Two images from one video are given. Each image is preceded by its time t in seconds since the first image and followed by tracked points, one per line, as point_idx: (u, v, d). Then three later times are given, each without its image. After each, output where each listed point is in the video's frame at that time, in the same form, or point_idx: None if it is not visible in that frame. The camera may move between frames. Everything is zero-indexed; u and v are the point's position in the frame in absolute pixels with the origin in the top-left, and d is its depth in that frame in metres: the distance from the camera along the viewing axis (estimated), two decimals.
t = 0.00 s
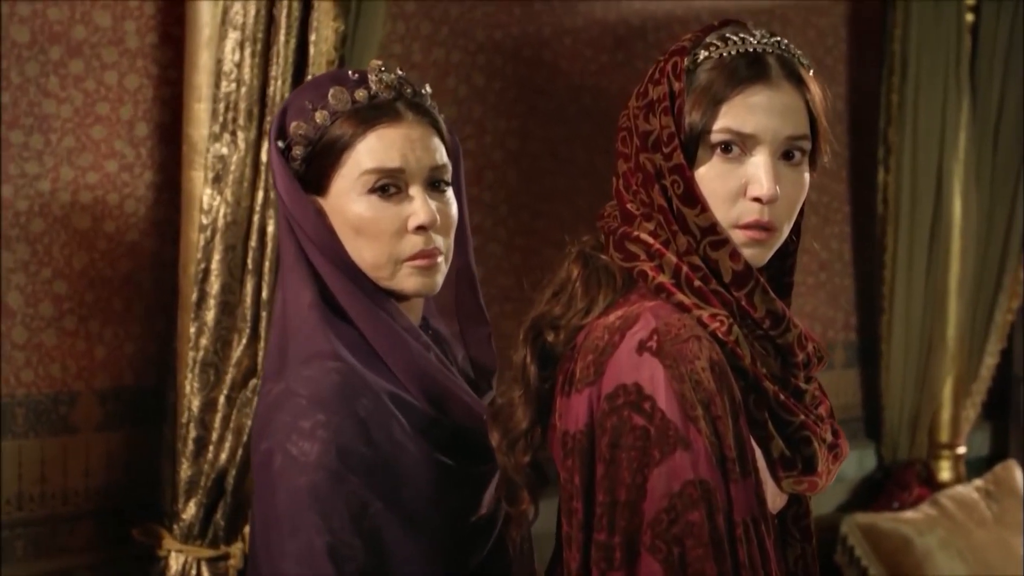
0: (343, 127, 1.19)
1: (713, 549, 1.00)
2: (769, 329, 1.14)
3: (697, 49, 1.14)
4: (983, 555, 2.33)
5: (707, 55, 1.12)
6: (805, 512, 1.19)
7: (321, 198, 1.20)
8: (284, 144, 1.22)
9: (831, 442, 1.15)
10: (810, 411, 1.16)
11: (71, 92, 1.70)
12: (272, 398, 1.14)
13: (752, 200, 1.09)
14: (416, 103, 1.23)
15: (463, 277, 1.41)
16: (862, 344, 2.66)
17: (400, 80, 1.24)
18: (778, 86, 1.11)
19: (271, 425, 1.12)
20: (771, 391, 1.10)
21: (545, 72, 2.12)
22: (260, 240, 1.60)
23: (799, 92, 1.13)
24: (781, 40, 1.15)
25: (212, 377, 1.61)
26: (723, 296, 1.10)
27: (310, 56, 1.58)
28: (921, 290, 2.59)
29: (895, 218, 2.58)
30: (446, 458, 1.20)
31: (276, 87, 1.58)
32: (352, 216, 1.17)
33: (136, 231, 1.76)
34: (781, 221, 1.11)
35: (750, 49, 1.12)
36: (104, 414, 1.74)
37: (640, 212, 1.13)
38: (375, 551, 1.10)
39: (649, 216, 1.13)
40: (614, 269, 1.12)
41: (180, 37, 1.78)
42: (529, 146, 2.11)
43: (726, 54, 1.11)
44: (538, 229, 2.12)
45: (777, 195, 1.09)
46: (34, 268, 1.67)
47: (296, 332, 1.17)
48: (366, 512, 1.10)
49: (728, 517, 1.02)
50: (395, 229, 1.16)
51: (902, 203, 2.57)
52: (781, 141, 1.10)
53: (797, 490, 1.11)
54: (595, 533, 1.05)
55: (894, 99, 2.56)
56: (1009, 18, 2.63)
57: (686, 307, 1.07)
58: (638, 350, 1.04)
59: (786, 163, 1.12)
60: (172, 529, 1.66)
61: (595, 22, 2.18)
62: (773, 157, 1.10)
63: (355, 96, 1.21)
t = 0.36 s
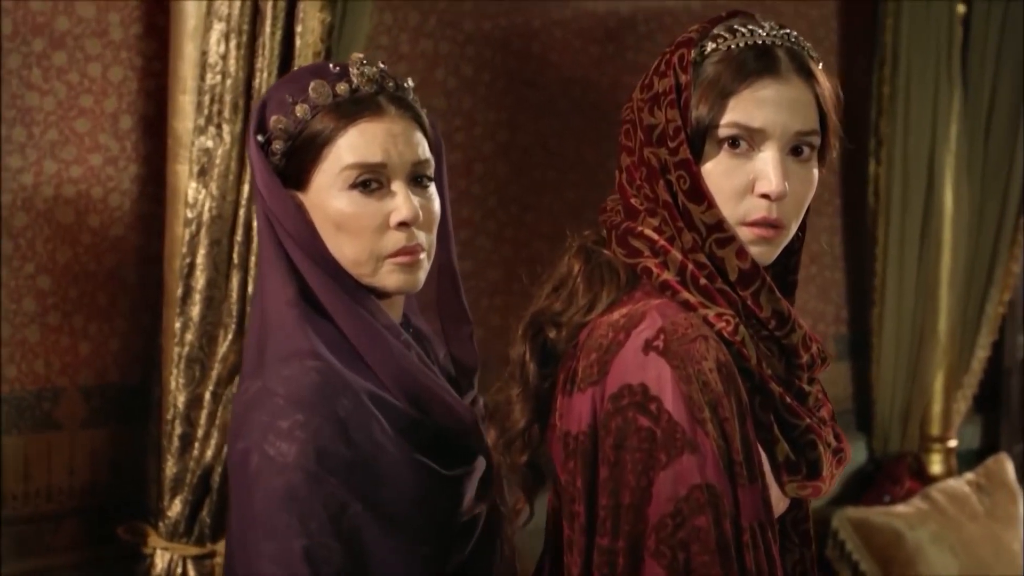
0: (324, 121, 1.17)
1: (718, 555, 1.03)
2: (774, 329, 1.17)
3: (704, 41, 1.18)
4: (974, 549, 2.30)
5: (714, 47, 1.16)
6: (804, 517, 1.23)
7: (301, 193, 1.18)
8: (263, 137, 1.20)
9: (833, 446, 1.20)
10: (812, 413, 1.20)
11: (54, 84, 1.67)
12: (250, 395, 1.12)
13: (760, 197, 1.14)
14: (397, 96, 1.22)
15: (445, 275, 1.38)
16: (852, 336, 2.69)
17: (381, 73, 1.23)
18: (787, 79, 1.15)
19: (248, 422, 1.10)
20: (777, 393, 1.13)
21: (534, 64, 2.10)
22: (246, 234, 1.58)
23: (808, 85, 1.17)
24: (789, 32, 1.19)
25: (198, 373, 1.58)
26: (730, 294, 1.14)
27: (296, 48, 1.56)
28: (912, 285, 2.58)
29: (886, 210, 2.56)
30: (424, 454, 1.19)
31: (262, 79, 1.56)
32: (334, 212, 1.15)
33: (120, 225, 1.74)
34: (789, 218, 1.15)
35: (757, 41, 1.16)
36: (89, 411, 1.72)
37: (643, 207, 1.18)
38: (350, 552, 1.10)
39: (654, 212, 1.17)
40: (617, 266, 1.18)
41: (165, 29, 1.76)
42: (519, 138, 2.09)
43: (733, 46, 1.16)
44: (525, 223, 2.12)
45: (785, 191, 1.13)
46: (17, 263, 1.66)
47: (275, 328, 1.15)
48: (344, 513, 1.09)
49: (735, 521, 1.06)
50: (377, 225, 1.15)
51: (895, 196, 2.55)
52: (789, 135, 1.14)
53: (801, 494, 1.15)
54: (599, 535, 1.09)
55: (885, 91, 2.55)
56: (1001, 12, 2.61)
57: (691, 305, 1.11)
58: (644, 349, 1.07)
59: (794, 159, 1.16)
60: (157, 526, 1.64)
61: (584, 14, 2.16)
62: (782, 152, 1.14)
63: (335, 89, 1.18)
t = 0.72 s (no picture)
0: (301, 114, 1.16)
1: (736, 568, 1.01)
2: (790, 332, 1.16)
3: (725, 33, 1.13)
4: (964, 544, 2.22)
5: (735, 41, 1.12)
6: (813, 524, 1.23)
7: (279, 188, 1.17)
8: (240, 130, 1.18)
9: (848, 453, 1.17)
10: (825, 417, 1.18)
11: (34, 76, 1.66)
12: (223, 393, 1.11)
13: (780, 198, 1.10)
14: (377, 90, 1.20)
15: (424, 271, 1.37)
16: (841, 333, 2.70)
17: (361, 67, 1.21)
18: (811, 76, 1.11)
19: (219, 420, 1.09)
20: (793, 400, 1.11)
21: (521, 56, 2.08)
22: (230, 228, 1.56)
23: (831, 82, 1.12)
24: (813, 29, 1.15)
25: (180, 369, 1.57)
26: (745, 296, 1.12)
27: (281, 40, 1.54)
28: (901, 282, 2.55)
29: (874, 204, 2.56)
30: (405, 456, 1.17)
31: (245, 70, 1.54)
32: (312, 207, 1.13)
33: (103, 219, 1.71)
34: (808, 219, 1.11)
35: (782, 36, 1.12)
36: (71, 407, 1.70)
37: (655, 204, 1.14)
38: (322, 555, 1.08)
39: (668, 210, 1.13)
40: (630, 264, 1.14)
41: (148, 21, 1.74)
42: (506, 130, 2.08)
43: (755, 41, 1.11)
44: (516, 217, 2.11)
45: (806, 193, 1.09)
46: None
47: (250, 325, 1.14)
48: (315, 514, 1.07)
49: (752, 534, 1.04)
50: (355, 220, 1.13)
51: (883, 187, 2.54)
52: (811, 135, 1.10)
53: (814, 502, 1.13)
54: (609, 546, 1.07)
55: (875, 83, 2.56)
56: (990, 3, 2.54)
57: (707, 308, 1.07)
58: (660, 354, 1.05)
59: (815, 161, 1.12)
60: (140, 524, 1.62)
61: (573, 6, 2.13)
62: (804, 153, 1.10)
63: (314, 82, 1.17)
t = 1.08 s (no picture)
0: (281, 107, 1.07)
1: None
2: (825, 340, 1.05)
3: (762, 25, 1.03)
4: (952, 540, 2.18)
5: (771, 34, 1.02)
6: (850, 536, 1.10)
7: (257, 182, 1.07)
8: (217, 123, 1.09)
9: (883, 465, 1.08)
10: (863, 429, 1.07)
11: (16, 66, 1.63)
12: (187, 390, 1.01)
13: (814, 204, 1.00)
14: (361, 83, 1.11)
15: (405, 270, 1.28)
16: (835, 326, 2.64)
17: (344, 58, 1.12)
18: (852, 75, 1.00)
19: (183, 417, 0.99)
20: (826, 409, 1.02)
21: (511, 48, 2.06)
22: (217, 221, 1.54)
23: (873, 79, 1.02)
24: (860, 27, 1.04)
25: (165, 364, 1.54)
26: (777, 302, 1.01)
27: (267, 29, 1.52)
28: (891, 281, 2.53)
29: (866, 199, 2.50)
30: (379, 462, 1.08)
31: (231, 60, 1.52)
32: (291, 202, 1.04)
33: (85, 211, 1.69)
34: (844, 226, 1.01)
35: (825, 30, 1.02)
36: (54, 401, 1.68)
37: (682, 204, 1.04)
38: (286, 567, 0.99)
39: (696, 211, 1.03)
40: (655, 268, 1.03)
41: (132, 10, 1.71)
42: (494, 123, 2.06)
43: (792, 34, 1.01)
44: (506, 211, 2.09)
45: (843, 199, 1.00)
46: None
47: (220, 317, 1.04)
48: (281, 520, 0.98)
49: (782, 558, 0.92)
50: (336, 215, 1.04)
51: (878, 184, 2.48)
52: (852, 138, 1.00)
53: (849, 518, 1.04)
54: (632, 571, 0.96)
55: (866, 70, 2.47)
56: None
57: (738, 315, 0.97)
58: (687, 365, 0.94)
59: (854, 165, 1.02)
60: (124, 521, 1.60)
61: None
62: (842, 157, 1.00)
63: (295, 75, 1.08)
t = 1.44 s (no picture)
0: (254, 96, 1.09)
1: None
2: (888, 347, 1.14)
3: (825, 13, 1.10)
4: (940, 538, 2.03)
5: (837, 23, 1.08)
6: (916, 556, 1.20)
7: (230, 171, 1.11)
8: (191, 112, 1.13)
9: (954, 483, 1.14)
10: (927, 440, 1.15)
11: None
12: (150, 388, 1.05)
13: (880, 206, 1.07)
14: (336, 72, 1.14)
15: (380, 266, 1.33)
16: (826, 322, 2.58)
17: (319, 48, 1.15)
18: (923, 68, 1.06)
19: (147, 415, 1.03)
20: (897, 421, 1.09)
21: (502, 40, 2.02)
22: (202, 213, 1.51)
23: (944, 73, 1.08)
24: (931, 20, 1.11)
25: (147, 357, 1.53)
26: (838, 308, 1.09)
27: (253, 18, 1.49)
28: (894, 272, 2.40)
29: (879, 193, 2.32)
30: (343, 467, 1.12)
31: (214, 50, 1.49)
32: (263, 192, 1.07)
33: (67, 202, 1.67)
34: (909, 232, 1.08)
35: (891, 19, 1.08)
36: (33, 397, 1.66)
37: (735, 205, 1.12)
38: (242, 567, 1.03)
39: (750, 211, 1.11)
40: (705, 270, 1.13)
41: None
42: (484, 116, 2.03)
43: (861, 23, 1.08)
44: (497, 205, 2.07)
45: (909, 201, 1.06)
46: None
47: (190, 317, 1.08)
48: (237, 524, 1.01)
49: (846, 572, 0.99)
50: (310, 207, 1.07)
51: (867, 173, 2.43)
52: (922, 137, 1.07)
53: (919, 537, 1.13)
54: None
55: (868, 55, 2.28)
56: None
57: (796, 322, 1.04)
58: (744, 377, 1.01)
59: (921, 164, 1.08)
60: (107, 519, 1.57)
61: None
62: (909, 157, 1.07)
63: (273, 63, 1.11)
